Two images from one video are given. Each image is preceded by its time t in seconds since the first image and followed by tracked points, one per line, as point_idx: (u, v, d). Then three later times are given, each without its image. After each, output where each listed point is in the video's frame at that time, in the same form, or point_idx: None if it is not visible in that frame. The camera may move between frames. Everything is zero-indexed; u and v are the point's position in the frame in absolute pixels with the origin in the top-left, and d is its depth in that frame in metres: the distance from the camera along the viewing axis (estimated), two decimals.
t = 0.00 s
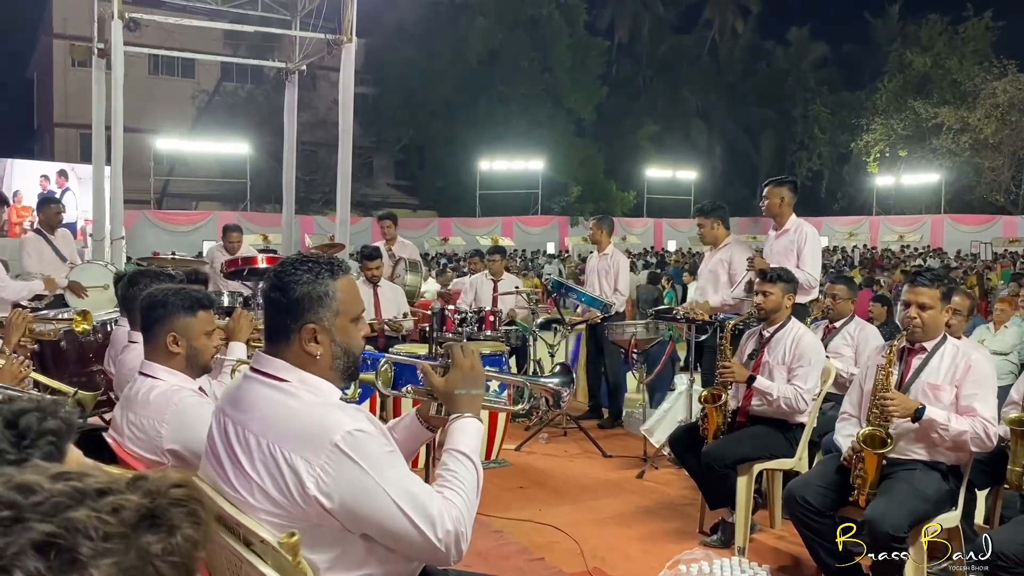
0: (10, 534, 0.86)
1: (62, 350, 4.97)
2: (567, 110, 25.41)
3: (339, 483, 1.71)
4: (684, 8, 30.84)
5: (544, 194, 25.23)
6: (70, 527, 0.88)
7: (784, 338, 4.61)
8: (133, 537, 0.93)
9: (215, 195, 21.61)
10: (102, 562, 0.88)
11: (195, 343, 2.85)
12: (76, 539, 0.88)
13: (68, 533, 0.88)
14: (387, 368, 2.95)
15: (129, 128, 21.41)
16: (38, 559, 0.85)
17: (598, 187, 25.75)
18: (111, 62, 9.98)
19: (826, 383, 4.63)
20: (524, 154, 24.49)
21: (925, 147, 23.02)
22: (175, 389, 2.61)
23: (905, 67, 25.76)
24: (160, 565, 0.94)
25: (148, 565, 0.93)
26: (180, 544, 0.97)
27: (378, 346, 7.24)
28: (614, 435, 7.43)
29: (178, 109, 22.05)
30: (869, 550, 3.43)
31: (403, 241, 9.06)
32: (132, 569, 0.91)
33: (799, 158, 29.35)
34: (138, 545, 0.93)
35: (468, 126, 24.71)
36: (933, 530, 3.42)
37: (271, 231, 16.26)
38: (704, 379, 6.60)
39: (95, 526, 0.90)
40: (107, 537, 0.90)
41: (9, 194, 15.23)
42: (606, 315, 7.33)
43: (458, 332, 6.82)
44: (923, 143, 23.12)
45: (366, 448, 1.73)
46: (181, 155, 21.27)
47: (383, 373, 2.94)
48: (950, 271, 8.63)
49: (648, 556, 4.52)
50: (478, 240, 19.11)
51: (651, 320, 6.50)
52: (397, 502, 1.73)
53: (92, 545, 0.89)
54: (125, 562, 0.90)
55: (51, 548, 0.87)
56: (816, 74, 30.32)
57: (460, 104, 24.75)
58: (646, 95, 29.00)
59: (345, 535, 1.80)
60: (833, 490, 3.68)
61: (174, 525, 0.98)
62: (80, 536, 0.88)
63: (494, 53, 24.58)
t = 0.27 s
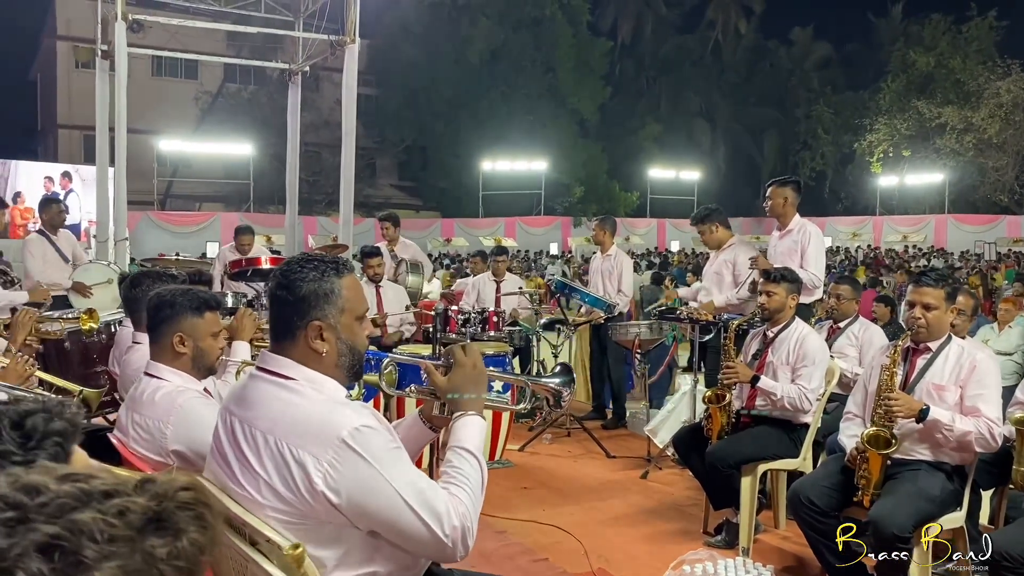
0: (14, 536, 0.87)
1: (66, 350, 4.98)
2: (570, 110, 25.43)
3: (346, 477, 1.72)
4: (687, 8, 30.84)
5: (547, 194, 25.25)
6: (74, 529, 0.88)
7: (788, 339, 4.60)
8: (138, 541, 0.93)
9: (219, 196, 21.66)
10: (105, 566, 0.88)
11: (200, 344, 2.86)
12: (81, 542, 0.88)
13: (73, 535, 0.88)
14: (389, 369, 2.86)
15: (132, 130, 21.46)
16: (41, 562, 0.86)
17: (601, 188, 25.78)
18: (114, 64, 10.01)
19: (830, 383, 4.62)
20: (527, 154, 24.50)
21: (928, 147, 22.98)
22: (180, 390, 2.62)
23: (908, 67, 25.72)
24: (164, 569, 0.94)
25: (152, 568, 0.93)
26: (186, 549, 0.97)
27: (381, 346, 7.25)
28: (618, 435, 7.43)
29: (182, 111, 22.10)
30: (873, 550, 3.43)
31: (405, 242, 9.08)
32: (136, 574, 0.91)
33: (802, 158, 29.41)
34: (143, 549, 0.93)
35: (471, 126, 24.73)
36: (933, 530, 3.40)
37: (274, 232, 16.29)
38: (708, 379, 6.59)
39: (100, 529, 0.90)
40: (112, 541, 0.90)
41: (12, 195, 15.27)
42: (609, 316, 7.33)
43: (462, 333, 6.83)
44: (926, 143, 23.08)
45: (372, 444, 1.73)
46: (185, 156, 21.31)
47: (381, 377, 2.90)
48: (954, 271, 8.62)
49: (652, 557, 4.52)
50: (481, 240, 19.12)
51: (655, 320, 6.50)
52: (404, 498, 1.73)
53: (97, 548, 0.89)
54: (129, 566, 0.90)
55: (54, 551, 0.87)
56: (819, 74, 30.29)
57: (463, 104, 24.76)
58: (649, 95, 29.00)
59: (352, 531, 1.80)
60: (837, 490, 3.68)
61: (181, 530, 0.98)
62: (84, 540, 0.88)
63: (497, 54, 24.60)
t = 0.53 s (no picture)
0: (27, 542, 0.86)
1: (68, 351, 4.99)
2: (572, 110, 25.44)
3: (346, 475, 1.72)
4: (689, 8, 30.85)
5: (548, 194, 25.26)
6: (86, 536, 0.88)
7: (789, 339, 4.59)
8: (152, 548, 0.92)
9: (221, 196, 21.69)
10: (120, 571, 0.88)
11: (202, 345, 2.86)
12: (94, 547, 0.88)
13: (85, 541, 0.88)
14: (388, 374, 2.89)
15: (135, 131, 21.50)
16: (54, 568, 0.85)
17: (603, 188, 25.79)
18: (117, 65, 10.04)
19: (832, 383, 4.61)
20: (529, 155, 24.51)
21: (930, 146, 22.95)
22: (181, 391, 2.62)
23: (910, 67, 25.72)
24: None
25: None
26: (198, 557, 0.96)
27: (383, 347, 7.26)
28: (619, 436, 7.43)
29: (184, 111, 22.14)
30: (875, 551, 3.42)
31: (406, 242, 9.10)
32: None
33: (804, 157, 29.42)
34: (156, 556, 0.92)
35: (472, 127, 24.74)
36: (933, 531, 3.38)
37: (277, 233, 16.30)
38: (709, 379, 6.59)
39: (112, 534, 0.90)
40: (125, 546, 0.90)
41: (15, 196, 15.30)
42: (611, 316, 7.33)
43: (463, 333, 6.83)
44: (929, 142, 23.06)
45: (372, 442, 1.73)
46: (187, 157, 21.33)
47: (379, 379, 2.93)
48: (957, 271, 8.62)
49: (654, 557, 4.51)
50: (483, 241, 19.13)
51: (656, 320, 6.50)
52: (404, 497, 1.73)
53: (110, 555, 0.88)
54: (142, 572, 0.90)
55: (67, 557, 0.86)
56: (821, 74, 30.28)
57: (464, 105, 24.78)
58: (650, 95, 29.00)
59: (351, 530, 1.80)
60: (839, 490, 3.68)
61: (193, 538, 0.97)
62: (97, 545, 0.88)
63: (499, 55, 24.60)
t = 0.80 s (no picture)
0: (17, 537, 0.87)
1: (68, 351, 4.99)
2: (572, 110, 25.45)
3: (347, 475, 1.72)
4: (690, 8, 30.82)
5: (549, 194, 25.26)
6: (76, 531, 0.88)
7: (790, 338, 4.59)
8: (141, 543, 0.93)
9: (222, 196, 21.70)
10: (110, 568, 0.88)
11: (203, 345, 2.86)
12: (83, 543, 0.88)
13: (76, 536, 0.88)
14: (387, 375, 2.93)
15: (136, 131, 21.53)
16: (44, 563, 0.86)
17: (604, 188, 25.80)
18: (117, 65, 10.03)
19: (832, 383, 4.60)
20: (530, 155, 24.52)
21: (931, 145, 22.93)
22: (182, 391, 2.62)
23: (911, 66, 25.71)
24: (168, 571, 0.93)
25: (155, 571, 0.92)
26: (189, 553, 0.96)
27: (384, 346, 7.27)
28: (620, 435, 7.42)
29: (185, 112, 22.15)
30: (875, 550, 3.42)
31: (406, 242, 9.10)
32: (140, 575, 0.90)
33: (805, 157, 29.41)
34: (145, 553, 0.92)
35: (473, 127, 24.73)
36: (932, 530, 3.37)
37: (277, 233, 16.30)
38: (710, 378, 6.58)
39: (104, 530, 0.90)
40: (114, 542, 0.90)
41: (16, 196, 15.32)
42: (612, 315, 7.33)
43: (464, 333, 6.84)
44: (930, 142, 23.04)
45: (372, 444, 1.73)
46: (188, 157, 21.35)
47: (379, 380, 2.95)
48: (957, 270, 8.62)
49: (654, 557, 4.51)
50: (484, 240, 19.15)
51: (657, 320, 6.49)
52: (404, 499, 1.73)
53: (100, 549, 0.89)
54: (132, 567, 0.90)
55: (58, 552, 0.87)
56: (823, 73, 30.27)
57: (465, 105, 24.79)
58: (651, 95, 29.00)
59: (352, 531, 1.80)
60: (839, 489, 3.68)
61: (184, 534, 0.97)
62: (87, 541, 0.88)
63: (499, 54, 24.61)
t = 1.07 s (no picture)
0: (17, 529, 0.86)
1: (69, 352, 4.98)
2: (573, 110, 25.47)
3: (347, 477, 1.71)
4: (690, 7, 30.80)
5: (549, 194, 25.25)
6: (78, 521, 0.88)
7: (790, 337, 4.59)
8: (141, 535, 0.92)
9: (222, 196, 21.70)
10: (113, 558, 0.88)
11: (202, 345, 2.86)
12: (86, 533, 0.88)
13: (76, 526, 0.88)
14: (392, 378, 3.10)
15: (136, 131, 21.52)
16: (48, 551, 0.85)
17: (605, 187, 25.79)
18: (117, 66, 10.03)
19: (833, 382, 4.60)
20: (531, 154, 24.51)
21: (932, 144, 22.93)
22: (182, 392, 2.62)
23: (912, 65, 25.71)
24: (167, 565, 0.93)
25: (154, 565, 0.92)
26: (187, 545, 0.97)
27: (385, 346, 7.27)
28: (620, 435, 7.42)
29: (185, 112, 22.16)
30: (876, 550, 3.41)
31: (406, 242, 9.12)
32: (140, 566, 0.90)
33: (805, 156, 29.40)
34: (145, 544, 0.92)
35: (473, 126, 24.73)
36: (932, 531, 3.37)
37: (278, 233, 16.30)
38: (710, 378, 6.58)
39: (104, 521, 0.90)
40: (116, 533, 0.90)
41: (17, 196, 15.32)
42: (612, 315, 7.33)
43: (464, 333, 6.85)
44: (930, 140, 23.03)
45: (372, 445, 1.73)
46: (188, 157, 21.34)
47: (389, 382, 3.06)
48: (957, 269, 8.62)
49: (655, 557, 4.50)
50: (485, 240, 19.15)
51: (657, 319, 6.49)
52: (404, 500, 1.73)
53: (101, 539, 0.88)
54: (133, 557, 0.90)
55: (60, 541, 0.86)
56: (823, 73, 30.27)
57: (465, 105, 24.80)
58: (651, 94, 29.01)
59: (351, 532, 1.80)
60: (840, 488, 3.68)
61: (180, 527, 0.97)
62: (89, 532, 0.88)
63: (499, 54, 24.62)
